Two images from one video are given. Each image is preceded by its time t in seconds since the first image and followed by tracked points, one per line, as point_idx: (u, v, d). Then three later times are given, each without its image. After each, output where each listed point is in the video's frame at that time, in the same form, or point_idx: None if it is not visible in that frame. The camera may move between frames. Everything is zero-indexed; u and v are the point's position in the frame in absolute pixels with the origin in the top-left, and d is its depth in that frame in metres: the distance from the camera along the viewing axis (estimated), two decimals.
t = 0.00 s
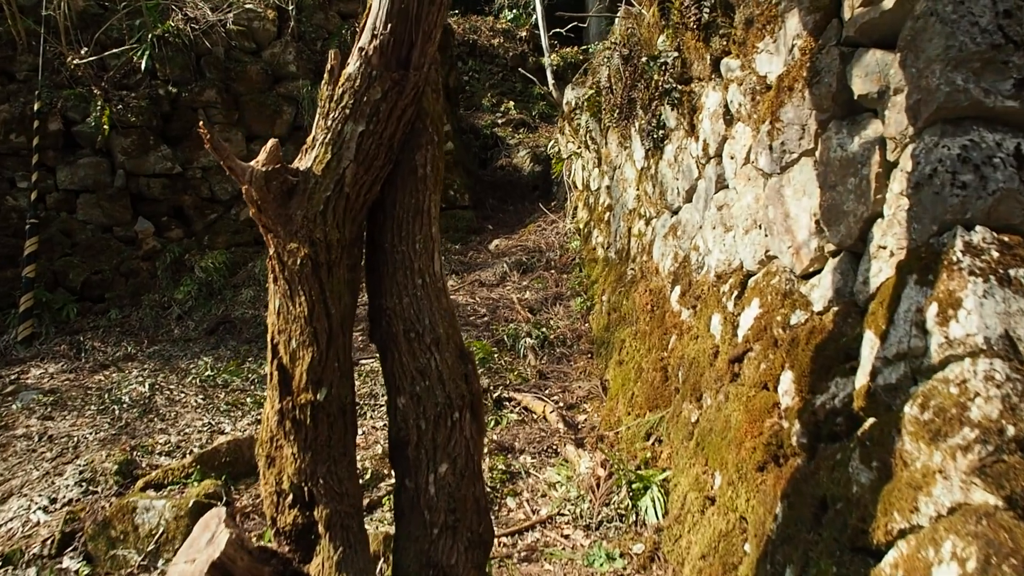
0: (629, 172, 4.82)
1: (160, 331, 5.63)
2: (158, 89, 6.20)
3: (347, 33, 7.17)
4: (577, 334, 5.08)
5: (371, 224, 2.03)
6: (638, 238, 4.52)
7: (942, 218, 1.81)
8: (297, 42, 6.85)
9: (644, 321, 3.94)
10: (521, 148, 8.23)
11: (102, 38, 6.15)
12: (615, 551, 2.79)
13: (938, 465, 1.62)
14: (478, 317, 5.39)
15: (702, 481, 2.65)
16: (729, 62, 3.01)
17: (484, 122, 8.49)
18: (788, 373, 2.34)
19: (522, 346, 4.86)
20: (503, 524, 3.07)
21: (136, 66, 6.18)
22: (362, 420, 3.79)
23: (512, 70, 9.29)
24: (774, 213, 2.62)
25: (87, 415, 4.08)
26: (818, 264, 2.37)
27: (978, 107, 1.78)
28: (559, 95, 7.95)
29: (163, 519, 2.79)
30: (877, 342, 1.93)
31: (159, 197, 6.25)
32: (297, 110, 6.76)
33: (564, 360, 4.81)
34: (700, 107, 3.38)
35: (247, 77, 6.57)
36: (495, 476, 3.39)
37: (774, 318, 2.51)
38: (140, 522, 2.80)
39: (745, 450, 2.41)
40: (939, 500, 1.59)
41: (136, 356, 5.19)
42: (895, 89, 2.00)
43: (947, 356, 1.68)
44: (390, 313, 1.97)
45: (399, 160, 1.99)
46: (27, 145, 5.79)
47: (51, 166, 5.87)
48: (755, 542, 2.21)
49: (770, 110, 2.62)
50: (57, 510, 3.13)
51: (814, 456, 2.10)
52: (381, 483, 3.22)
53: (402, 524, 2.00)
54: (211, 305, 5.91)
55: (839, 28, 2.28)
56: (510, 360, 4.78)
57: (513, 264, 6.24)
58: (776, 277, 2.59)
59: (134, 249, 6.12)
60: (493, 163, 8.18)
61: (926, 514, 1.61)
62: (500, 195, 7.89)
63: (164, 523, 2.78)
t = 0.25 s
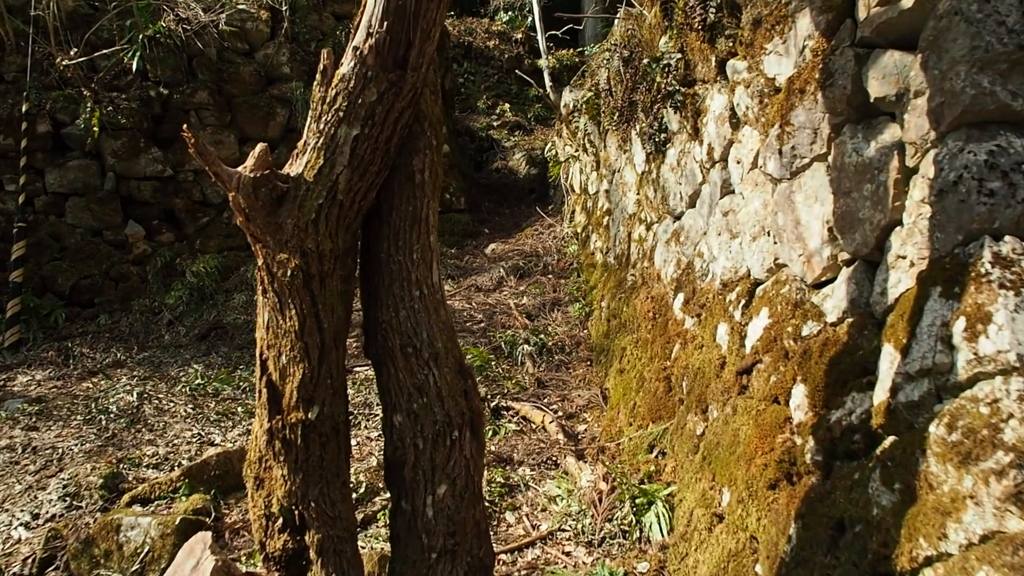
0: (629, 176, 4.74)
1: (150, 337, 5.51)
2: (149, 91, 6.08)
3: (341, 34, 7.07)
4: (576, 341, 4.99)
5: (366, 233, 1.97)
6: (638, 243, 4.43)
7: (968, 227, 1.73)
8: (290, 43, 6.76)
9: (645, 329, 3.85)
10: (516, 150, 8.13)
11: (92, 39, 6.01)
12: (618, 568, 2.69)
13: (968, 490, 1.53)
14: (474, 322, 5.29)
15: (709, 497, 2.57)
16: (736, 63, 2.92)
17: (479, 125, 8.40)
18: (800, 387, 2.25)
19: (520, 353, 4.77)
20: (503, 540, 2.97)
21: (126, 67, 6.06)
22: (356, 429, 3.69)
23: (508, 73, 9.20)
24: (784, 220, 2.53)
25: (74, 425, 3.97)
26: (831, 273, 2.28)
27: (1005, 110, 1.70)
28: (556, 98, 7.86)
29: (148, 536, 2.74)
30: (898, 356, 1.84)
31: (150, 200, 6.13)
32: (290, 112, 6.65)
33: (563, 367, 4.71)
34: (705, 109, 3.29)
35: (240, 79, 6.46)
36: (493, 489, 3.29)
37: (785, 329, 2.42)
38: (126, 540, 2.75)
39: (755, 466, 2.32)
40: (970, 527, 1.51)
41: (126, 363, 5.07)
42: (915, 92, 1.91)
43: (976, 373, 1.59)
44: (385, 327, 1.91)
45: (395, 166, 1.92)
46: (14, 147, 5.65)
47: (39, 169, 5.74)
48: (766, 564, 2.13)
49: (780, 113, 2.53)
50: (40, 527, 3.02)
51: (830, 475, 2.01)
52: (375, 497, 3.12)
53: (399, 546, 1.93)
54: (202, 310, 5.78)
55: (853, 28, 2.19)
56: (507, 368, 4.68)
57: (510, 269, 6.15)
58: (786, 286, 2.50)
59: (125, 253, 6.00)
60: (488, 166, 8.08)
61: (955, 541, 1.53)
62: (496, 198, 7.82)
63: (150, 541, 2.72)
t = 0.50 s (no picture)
0: (628, 180, 4.63)
1: (136, 344, 5.33)
2: (136, 92, 5.91)
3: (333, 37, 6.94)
4: (573, 348, 4.86)
5: (360, 233, 1.89)
6: (638, 248, 4.32)
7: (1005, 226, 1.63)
8: (280, 45, 6.65)
9: (647, 336, 3.73)
10: (509, 155, 8.00)
11: (77, 39, 5.82)
12: None
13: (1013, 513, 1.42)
14: (469, 330, 5.15)
15: (719, 512, 2.44)
16: (745, 59, 2.82)
17: (472, 129, 8.28)
18: (817, 398, 2.13)
19: (516, 361, 4.65)
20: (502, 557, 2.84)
21: (112, 69, 5.88)
22: (347, 440, 3.55)
23: (500, 77, 9.10)
24: (797, 221, 2.42)
25: (53, 437, 3.79)
26: (849, 277, 2.16)
27: None
28: (550, 102, 7.77)
29: (129, 555, 2.60)
30: (929, 366, 1.73)
31: (137, 204, 5.95)
32: (280, 115, 6.52)
33: (560, 376, 4.58)
34: (711, 108, 3.19)
35: (229, 81, 6.32)
36: (491, 503, 3.16)
37: (800, 337, 2.30)
38: (105, 559, 2.61)
39: (770, 482, 2.19)
40: (1017, 553, 1.38)
41: (110, 371, 4.89)
42: (944, 84, 1.82)
43: (1018, 385, 1.49)
44: (381, 334, 1.84)
45: (391, 160, 1.84)
46: None
47: (22, 172, 5.53)
48: None
49: (794, 110, 2.43)
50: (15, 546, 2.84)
51: (853, 492, 1.89)
52: (368, 513, 2.98)
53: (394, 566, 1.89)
54: (190, 317, 5.62)
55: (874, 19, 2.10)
56: (503, 377, 4.55)
57: (504, 274, 6.02)
58: (800, 292, 2.39)
59: (110, 258, 5.81)
60: (481, 171, 7.96)
61: (1000, 567, 1.41)
62: (489, 204, 7.70)
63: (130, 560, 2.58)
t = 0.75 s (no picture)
0: (625, 181, 4.50)
1: (115, 348, 5.10)
2: (115, 87, 5.65)
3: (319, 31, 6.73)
4: (569, 353, 4.72)
5: (357, 243, 1.91)
6: (637, 250, 4.19)
7: None
8: (265, 39, 6.43)
9: (649, 343, 3.59)
10: (496, 153, 7.78)
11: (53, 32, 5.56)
12: None
13: None
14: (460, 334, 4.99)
15: (732, 533, 2.32)
16: (757, 56, 2.69)
17: (459, 127, 8.09)
18: (842, 416, 2.00)
19: (510, 366, 4.50)
20: None
21: (90, 62, 5.62)
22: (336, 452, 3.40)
23: (488, 74, 8.93)
24: (816, 227, 2.30)
25: (24, 450, 3.58)
26: (876, 288, 2.02)
27: None
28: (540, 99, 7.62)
29: None
30: (972, 388, 1.61)
31: (116, 202, 5.70)
32: (265, 111, 6.31)
33: (556, 382, 4.43)
34: (718, 107, 3.05)
35: (212, 75, 6.09)
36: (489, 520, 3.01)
37: (821, 350, 2.17)
38: None
39: (792, 506, 2.05)
40: None
41: (88, 377, 4.67)
42: (988, 82, 1.71)
43: None
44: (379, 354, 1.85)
45: (391, 163, 1.86)
46: None
47: None
48: None
49: (813, 108, 2.30)
50: None
51: (886, 520, 1.77)
52: (358, 533, 2.82)
53: None
54: (171, 319, 5.40)
55: (903, 13, 1.98)
56: (497, 383, 4.40)
57: (496, 276, 5.86)
58: (820, 302, 2.25)
59: (88, 258, 5.56)
60: (468, 168, 7.70)
61: None
62: (478, 202, 7.47)
63: None
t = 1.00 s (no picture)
0: (621, 181, 4.39)
1: (94, 350, 4.93)
2: (96, 79, 5.43)
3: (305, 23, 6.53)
4: (562, 355, 4.60)
5: (354, 259, 1.93)
6: (633, 252, 4.08)
7: None
8: (251, 31, 6.18)
9: (648, 349, 3.48)
10: (483, 148, 7.59)
11: (30, 23, 5.34)
12: None
13: None
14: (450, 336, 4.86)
15: (742, 556, 2.26)
16: (764, 57, 2.58)
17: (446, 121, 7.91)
18: (861, 436, 1.92)
19: (502, 370, 4.38)
20: None
21: (69, 54, 5.40)
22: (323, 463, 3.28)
23: (476, 68, 8.76)
24: (828, 236, 2.19)
25: None
26: (897, 301, 1.93)
27: None
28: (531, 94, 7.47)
29: None
30: (1005, 414, 1.56)
31: (96, 199, 5.49)
32: (250, 105, 6.09)
33: (550, 387, 4.32)
34: (723, 108, 2.95)
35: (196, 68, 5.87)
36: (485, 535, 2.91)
37: (835, 365, 2.07)
38: None
39: (807, 530, 1.99)
40: None
41: (66, 380, 4.50)
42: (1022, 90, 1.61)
43: None
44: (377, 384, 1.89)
45: (391, 176, 1.88)
46: None
47: None
48: None
49: (827, 112, 2.19)
50: None
51: (911, 549, 1.73)
52: (349, 551, 2.71)
53: None
54: (152, 319, 5.21)
55: (922, 17, 1.89)
56: (490, 388, 4.29)
57: (487, 275, 5.74)
58: (833, 314, 2.15)
59: (66, 255, 5.36)
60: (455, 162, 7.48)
61: None
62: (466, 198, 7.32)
63: None
